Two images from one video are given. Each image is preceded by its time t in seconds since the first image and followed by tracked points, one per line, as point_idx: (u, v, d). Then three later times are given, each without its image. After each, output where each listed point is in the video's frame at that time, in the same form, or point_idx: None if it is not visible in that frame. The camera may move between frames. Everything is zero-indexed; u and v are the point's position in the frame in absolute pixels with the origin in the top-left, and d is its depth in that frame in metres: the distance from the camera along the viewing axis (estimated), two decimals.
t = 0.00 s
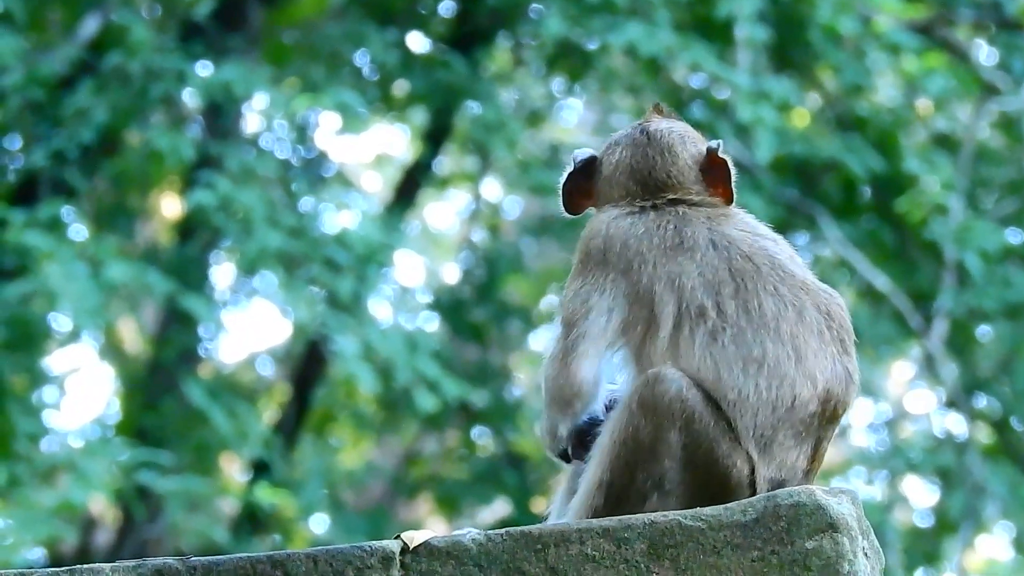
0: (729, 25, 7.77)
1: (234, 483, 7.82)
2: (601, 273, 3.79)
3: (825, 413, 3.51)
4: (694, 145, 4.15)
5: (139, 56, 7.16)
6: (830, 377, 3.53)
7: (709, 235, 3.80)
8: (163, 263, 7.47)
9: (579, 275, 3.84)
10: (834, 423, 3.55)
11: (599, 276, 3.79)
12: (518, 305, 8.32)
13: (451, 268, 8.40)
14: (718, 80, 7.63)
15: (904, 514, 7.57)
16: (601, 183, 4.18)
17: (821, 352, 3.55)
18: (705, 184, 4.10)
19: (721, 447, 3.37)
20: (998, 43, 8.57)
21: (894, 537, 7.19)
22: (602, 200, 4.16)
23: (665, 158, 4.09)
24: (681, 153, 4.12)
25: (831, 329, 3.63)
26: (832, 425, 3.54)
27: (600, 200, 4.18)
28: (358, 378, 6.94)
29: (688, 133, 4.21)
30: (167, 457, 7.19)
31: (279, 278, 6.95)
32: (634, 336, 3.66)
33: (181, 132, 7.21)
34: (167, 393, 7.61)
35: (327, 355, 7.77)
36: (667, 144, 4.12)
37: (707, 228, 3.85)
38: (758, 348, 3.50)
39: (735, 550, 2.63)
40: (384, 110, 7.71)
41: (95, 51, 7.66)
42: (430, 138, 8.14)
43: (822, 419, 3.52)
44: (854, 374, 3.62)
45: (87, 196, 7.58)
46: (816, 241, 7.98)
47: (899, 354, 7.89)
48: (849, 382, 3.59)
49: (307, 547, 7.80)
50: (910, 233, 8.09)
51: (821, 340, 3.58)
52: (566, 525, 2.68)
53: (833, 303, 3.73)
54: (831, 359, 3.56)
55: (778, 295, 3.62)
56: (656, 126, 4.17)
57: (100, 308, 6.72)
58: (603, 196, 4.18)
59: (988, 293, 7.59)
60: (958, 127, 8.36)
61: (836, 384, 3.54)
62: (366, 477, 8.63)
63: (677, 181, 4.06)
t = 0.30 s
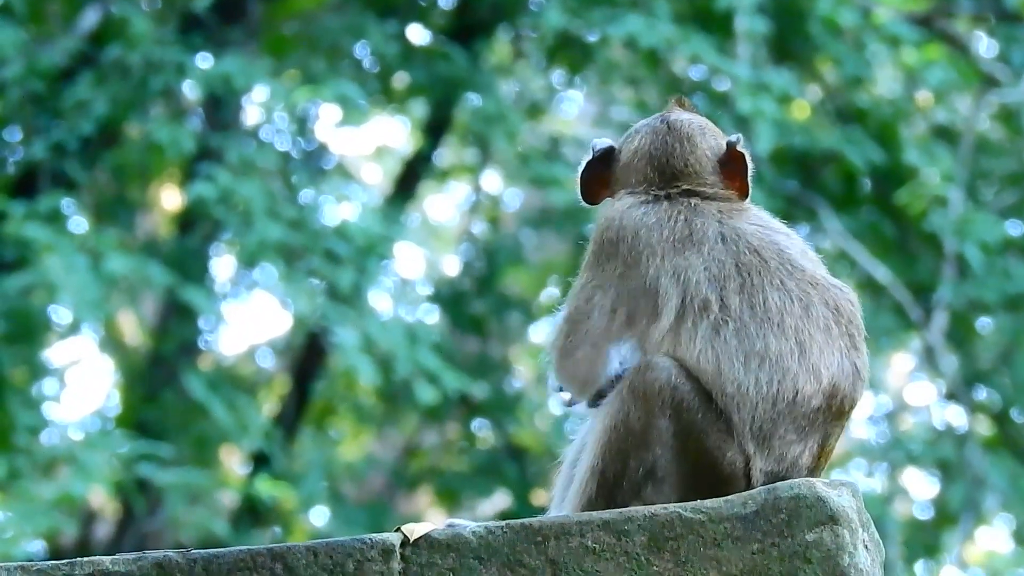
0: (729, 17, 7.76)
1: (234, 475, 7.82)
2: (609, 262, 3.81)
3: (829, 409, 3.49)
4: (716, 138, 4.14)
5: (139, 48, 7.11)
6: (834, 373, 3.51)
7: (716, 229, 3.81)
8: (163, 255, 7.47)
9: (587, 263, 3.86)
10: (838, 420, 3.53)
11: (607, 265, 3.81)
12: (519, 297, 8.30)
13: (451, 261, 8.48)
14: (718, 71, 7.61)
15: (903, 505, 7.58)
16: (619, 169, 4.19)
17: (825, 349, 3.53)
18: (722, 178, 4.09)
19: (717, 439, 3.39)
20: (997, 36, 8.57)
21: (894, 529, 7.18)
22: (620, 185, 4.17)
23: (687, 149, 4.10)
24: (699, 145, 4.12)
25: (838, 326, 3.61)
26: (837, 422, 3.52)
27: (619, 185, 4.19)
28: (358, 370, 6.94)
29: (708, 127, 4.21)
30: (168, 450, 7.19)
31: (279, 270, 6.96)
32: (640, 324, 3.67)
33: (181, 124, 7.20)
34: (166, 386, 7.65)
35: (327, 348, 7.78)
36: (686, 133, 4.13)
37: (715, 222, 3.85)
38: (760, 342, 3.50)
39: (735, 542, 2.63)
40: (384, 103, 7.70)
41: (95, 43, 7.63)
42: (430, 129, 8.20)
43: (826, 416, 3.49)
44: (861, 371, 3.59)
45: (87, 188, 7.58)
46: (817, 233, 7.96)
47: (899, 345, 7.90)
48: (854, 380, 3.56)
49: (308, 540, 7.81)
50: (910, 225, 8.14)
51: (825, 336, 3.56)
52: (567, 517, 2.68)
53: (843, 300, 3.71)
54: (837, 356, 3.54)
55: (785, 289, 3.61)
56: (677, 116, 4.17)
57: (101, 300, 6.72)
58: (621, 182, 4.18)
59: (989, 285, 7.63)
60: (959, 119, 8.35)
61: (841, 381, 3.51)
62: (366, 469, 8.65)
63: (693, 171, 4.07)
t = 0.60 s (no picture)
0: (730, 10, 7.77)
1: (235, 468, 7.83)
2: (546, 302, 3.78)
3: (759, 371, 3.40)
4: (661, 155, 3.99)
5: (139, 40, 7.13)
6: (757, 337, 3.43)
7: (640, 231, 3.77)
8: (164, 247, 7.47)
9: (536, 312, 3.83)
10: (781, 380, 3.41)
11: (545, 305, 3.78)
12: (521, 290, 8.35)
13: (452, 254, 8.53)
14: (718, 64, 7.67)
15: (903, 498, 7.57)
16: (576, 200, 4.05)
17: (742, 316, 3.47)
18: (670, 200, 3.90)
19: (653, 427, 3.31)
20: (999, 28, 8.61)
21: (894, 521, 7.22)
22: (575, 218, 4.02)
23: (635, 172, 3.94)
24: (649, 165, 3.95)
25: (753, 292, 3.53)
26: (778, 385, 3.41)
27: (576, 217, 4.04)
28: (358, 363, 6.95)
29: (664, 149, 4.03)
30: (168, 442, 7.19)
31: (280, 262, 6.95)
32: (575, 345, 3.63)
33: (181, 117, 7.20)
34: (166, 379, 7.60)
35: (328, 340, 7.79)
36: (638, 158, 3.95)
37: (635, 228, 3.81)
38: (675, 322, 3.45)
39: (735, 535, 2.48)
40: (385, 95, 7.73)
41: (96, 36, 7.63)
42: (431, 121, 8.26)
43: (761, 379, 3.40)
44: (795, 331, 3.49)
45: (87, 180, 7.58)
46: (818, 226, 8.09)
47: (900, 338, 7.90)
48: (785, 339, 3.46)
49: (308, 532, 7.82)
50: (910, 218, 8.13)
51: (741, 305, 3.50)
52: (567, 509, 2.52)
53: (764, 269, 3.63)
54: (758, 321, 3.47)
55: (694, 269, 3.54)
56: (631, 143, 4.02)
57: (101, 292, 6.72)
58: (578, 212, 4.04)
59: (988, 278, 7.65)
60: (959, 112, 8.37)
61: (766, 344, 3.43)
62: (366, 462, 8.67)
63: (639, 196, 3.89)
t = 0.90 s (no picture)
0: None
1: (234, 456, 7.84)
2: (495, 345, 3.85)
3: (644, 353, 3.32)
4: (612, 182, 4.08)
5: (138, 28, 7.12)
6: (634, 319, 3.37)
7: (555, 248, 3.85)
8: (164, 236, 7.47)
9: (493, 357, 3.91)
10: (670, 352, 3.33)
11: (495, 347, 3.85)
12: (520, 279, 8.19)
13: (451, 242, 8.58)
14: (718, 51, 7.67)
15: (903, 486, 7.58)
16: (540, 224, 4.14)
17: (615, 304, 3.41)
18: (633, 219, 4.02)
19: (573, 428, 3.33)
20: (998, 16, 8.61)
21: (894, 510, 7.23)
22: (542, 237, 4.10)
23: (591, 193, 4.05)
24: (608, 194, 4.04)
25: (630, 276, 3.49)
26: (678, 359, 3.33)
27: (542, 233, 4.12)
28: (358, 352, 6.95)
29: (625, 175, 4.15)
30: (168, 431, 7.18)
31: (279, 251, 6.93)
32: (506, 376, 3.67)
33: (181, 105, 7.20)
34: (166, 368, 7.61)
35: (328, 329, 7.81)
36: (601, 182, 4.08)
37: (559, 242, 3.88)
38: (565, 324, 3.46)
39: (735, 524, 2.49)
40: (384, 83, 7.78)
41: (95, 24, 7.63)
42: (431, 109, 8.30)
43: (653, 357, 3.32)
44: (682, 303, 3.39)
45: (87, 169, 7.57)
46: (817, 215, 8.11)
47: (899, 327, 8.02)
48: (673, 314, 3.38)
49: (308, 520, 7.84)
50: (909, 206, 8.14)
51: (614, 293, 3.45)
52: (567, 499, 2.51)
53: (647, 252, 3.59)
54: (635, 305, 3.40)
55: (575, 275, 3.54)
56: (594, 168, 4.14)
57: (100, 281, 6.71)
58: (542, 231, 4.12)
59: (988, 267, 7.65)
60: (958, 100, 8.34)
61: (646, 325, 3.36)
62: (366, 451, 8.70)
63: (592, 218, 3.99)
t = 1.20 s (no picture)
0: None
1: (231, 441, 7.84)
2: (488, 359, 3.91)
3: (634, 330, 3.43)
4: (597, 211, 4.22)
5: (135, 14, 7.10)
6: (623, 299, 3.48)
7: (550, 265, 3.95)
8: (161, 222, 7.46)
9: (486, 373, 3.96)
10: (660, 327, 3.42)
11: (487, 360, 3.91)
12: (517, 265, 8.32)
13: (448, 228, 8.59)
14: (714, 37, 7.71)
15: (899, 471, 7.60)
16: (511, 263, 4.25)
17: (605, 288, 3.52)
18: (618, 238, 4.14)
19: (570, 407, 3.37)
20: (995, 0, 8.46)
21: (890, 495, 7.24)
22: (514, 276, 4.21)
23: (562, 221, 4.15)
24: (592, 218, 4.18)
25: (616, 261, 3.60)
26: (668, 334, 3.41)
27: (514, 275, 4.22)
28: (355, 337, 6.95)
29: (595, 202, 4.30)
30: (165, 416, 7.18)
31: (276, 237, 6.94)
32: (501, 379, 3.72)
33: (177, 90, 7.19)
34: (164, 352, 7.59)
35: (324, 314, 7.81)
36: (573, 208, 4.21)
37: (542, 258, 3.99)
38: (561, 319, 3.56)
39: (731, 509, 2.54)
40: (381, 68, 7.75)
41: (92, 10, 7.61)
42: (428, 95, 8.32)
43: (644, 334, 3.42)
44: (671, 283, 3.50)
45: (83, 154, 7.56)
46: (814, 200, 8.13)
47: (896, 311, 8.01)
48: (661, 292, 3.48)
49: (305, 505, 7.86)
50: (906, 192, 8.11)
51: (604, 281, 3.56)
52: (563, 483, 2.56)
53: (630, 241, 3.70)
54: (622, 288, 3.51)
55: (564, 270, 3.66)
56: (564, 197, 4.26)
57: (97, 267, 6.70)
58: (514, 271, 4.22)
59: (984, 252, 7.63)
60: (954, 85, 8.37)
61: (635, 304, 3.46)
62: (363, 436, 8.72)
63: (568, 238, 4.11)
